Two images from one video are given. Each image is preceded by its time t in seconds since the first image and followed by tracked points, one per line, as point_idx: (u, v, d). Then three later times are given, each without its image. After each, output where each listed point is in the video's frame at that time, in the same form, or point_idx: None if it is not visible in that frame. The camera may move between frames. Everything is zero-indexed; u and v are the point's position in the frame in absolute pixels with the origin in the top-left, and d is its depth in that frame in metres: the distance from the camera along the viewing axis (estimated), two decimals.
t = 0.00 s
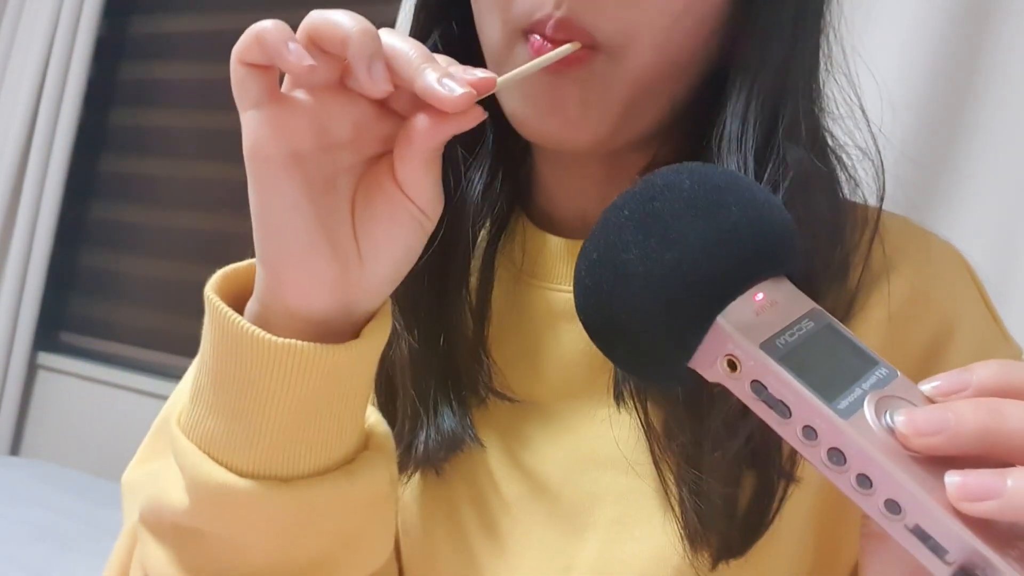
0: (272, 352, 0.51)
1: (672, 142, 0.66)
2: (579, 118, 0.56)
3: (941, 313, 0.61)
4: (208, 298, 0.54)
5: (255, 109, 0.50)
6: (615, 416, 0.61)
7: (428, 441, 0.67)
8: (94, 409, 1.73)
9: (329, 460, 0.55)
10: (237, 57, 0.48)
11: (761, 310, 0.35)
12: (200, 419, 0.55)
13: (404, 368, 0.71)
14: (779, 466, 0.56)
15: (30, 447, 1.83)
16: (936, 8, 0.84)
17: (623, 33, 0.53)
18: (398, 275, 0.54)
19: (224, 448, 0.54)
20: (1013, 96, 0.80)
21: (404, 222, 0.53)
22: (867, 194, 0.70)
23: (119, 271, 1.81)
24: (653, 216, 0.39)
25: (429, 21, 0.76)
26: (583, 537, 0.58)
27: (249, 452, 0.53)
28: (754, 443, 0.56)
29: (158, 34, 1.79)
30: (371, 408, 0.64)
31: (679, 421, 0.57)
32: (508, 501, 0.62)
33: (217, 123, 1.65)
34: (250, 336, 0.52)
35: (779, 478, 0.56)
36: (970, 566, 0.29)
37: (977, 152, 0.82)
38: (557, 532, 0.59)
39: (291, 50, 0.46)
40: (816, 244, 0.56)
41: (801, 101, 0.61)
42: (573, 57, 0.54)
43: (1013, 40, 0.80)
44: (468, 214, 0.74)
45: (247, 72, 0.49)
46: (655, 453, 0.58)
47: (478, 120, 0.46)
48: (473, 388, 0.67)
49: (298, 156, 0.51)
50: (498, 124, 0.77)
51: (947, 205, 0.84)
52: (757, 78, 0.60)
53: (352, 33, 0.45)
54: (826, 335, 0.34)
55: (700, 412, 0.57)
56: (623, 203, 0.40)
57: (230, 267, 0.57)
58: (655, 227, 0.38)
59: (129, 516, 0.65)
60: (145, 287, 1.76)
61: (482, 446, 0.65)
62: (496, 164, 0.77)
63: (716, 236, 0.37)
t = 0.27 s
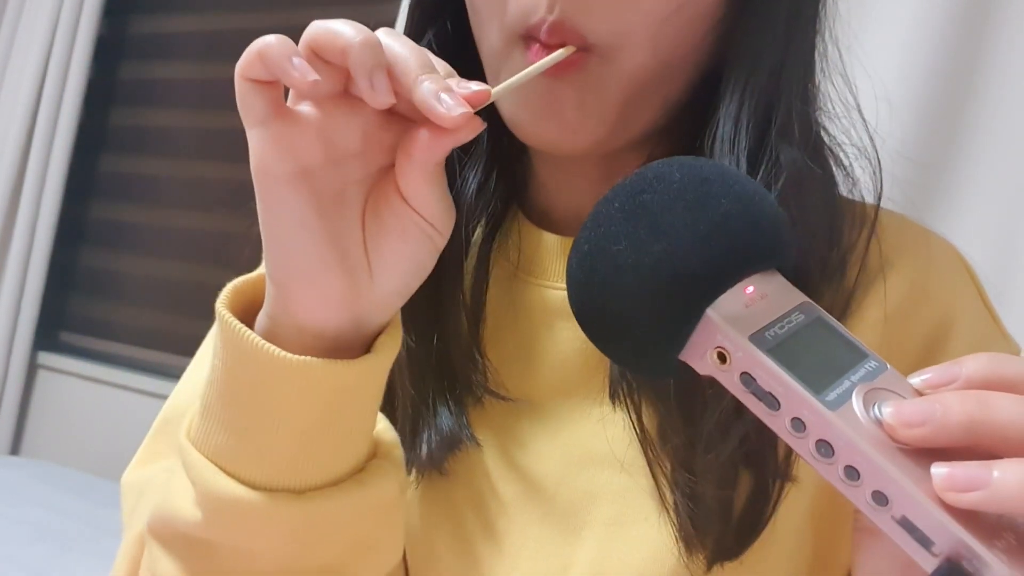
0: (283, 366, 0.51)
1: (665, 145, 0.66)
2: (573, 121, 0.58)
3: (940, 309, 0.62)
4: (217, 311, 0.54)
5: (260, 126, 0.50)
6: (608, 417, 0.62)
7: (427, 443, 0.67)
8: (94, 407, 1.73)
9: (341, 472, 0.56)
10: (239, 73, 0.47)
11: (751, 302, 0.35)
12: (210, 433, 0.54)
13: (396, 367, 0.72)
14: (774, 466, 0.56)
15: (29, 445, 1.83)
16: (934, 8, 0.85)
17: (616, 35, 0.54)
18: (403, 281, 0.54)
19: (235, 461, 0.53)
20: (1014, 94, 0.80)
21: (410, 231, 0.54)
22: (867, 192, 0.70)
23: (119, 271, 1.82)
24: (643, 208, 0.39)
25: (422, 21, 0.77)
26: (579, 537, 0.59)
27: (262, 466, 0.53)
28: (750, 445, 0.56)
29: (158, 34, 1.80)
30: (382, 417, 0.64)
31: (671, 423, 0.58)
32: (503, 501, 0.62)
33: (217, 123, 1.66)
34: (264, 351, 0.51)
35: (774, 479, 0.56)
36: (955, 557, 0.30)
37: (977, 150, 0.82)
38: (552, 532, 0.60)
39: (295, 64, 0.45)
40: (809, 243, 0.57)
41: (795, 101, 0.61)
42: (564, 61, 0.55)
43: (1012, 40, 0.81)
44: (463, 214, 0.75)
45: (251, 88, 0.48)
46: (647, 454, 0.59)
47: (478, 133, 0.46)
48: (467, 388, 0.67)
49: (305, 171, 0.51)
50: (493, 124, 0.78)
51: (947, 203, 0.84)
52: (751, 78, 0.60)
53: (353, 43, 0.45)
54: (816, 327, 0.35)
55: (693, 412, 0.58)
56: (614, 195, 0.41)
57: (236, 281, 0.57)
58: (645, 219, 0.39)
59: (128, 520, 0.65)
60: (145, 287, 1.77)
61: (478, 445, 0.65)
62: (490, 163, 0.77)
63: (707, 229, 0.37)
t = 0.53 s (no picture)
0: (276, 368, 0.51)
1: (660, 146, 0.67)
2: (568, 122, 0.58)
3: (940, 309, 0.62)
4: (211, 313, 0.54)
5: (248, 128, 0.50)
6: (604, 419, 0.62)
7: (426, 443, 0.67)
8: (95, 407, 1.73)
9: (335, 471, 0.55)
10: (226, 74, 0.48)
11: (747, 298, 0.35)
12: (205, 434, 0.54)
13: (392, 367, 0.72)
14: (770, 465, 0.56)
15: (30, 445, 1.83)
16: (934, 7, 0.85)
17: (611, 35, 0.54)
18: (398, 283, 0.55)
19: (229, 463, 0.53)
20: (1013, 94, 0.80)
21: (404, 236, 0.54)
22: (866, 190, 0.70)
23: (119, 272, 1.82)
24: (640, 203, 0.39)
25: (418, 21, 0.77)
26: (577, 538, 0.59)
27: (256, 468, 0.53)
28: (745, 448, 0.56)
29: (158, 35, 1.80)
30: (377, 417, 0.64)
31: (666, 428, 0.58)
32: (501, 501, 0.63)
33: (216, 123, 1.66)
34: (259, 353, 0.51)
35: (769, 481, 0.56)
36: (946, 556, 0.30)
37: (978, 149, 0.82)
38: (550, 534, 0.60)
39: (278, 62, 0.45)
40: (803, 243, 0.57)
41: (789, 100, 0.61)
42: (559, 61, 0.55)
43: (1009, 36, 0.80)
44: (458, 213, 0.75)
45: (240, 90, 0.49)
46: (642, 458, 0.59)
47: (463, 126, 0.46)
48: (466, 387, 0.67)
49: (297, 171, 0.52)
50: (489, 122, 0.78)
51: (947, 202, 0.84)
52: (744, 78, 0.61)
53: (339, 41, 0.45)
54: (812, 323, 0.35)
55: (687, 415, 0.58)
56: (611, 189, 0.40)
57: (233, 282, 0.57)
58: (642, 213, 0.38)
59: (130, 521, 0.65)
60: (146, 287, 1.77)
61: (475, 445, 0.65)
62: (487, 162, 0.77)
63: (704, 224, 0.37)
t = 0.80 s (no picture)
0: (236, 377, 0.51)
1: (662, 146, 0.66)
2: (565, 129, 0.58)
3: (942, 308, 0.62)
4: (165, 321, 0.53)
5: (194, 129, 0.49)
6: (605, 419, 0.62)
7: (418, 443, 0.67)
8: (96, 408, 1.74)
9: (305, 472, 0.57)
10: (171, 79, 0.47)
11: (739, 301, 0.35)
12: (172, 441, 0.54)
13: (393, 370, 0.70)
14: (772, 470, 0.56)
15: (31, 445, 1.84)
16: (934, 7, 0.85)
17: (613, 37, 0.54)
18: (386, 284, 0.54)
19: (193, 466, 0.54)
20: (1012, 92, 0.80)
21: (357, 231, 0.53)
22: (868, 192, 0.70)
23: (120, 272, 1.83)
24: (631, 204, 0.39)
25: (421, 19, 0.76)
26: (577, 538, 0.59)
27: (222, 472, 0.54)
28: (747, 451, 0.56)
29: (159, 36, 1.80)
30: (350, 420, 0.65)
31: (668, 429, 0.58)
32: (501, 501, 0.63)
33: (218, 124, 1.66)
34: (212, 362, 0.51)
35: (771, 485, 0.56)
36: (937, 559, 0.30)
37: (979, 145, 0.82)
38: (551, 534, 0.60)
39: (214, 64, 0.44)
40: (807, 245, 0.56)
41: (795, 100, 0.61)
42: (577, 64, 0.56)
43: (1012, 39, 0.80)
44: (459, 213, 0.74)
45: (184, 95, 0.48)
46: (644, 460, 0.58)
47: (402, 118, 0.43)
48: (466, 388, 0.67)
49: (240, 172, 0.50)
50: (489, 122, 0.78)
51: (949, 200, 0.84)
52: (750, 78, 0.60)
53: (270, 37, 0.43)
54: (804, 326, 0.35)
55: (690, 416, 0.57)
56: (602, 191, 0.40)
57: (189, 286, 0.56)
58: (633, 215, 0.38)
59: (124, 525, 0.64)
60: (146, 287, 1.77)
61: (474, 448, 0.66)
62: (487, 162, 0.76)
63: (694, 226, 0.37)
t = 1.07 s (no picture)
0: (192, 391, 0.51)
1: (668, 147, 0.66)
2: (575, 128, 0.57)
3: (945, 311, 0.62)
4: (120, 330, 0.53)
5: (137, 136, 0.48)
6: (610, 419, 0.62)
7: (417, 442, 0.66)
8: (96, 408, 1.74)
9: (269, 477, 0.58)
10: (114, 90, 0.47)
11: (749, 304, 0.35)
12: (138, 447, 0.55)
13: (393, 369, 0.70)
14: (777, 472, 0.56)
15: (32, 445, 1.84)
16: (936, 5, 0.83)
17: (621, 40, 0.54)
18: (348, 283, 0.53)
19: (162, 473, 0.55)
20: (1014, 93, 0.78)
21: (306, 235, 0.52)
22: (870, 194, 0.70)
23: (120, 272, 1.82)
24: (640, 208, 0.39)
25: (423, 23, 0.76)
26: (581, 539, 0.59)
27: (189, 478, 0.55)
28: (751, 454, 0.56)
29: (159, 36, 1.80)
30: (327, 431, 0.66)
31: (673, 430, 0.57)
32: (505, 502, 0.63)
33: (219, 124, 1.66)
34: (166, 373, 0.51)
35: (775, 485, 0.56)
36: (948, 563, 0.30)
37: (981, 148, 0.80)
38: (555, 535, 0.60)
39: (150, 71, 0.44)
40: (813, 248, 0.57)
41: (801, 103, 0.61)
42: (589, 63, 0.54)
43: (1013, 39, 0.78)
44: (464, 214, 0.73)
45: (125, 103, 0.48)
46: (650, 461, 0.59)
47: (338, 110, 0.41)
48: (469, 390, 0.67)
49: (183, 177, 0.49)
50: (494, 122, 0.77)
51: (949, 203, 0.83)
52: (756, 81, 0.60)
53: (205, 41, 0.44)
54: (814, 329, 0.34)
55: (696, 417, 0.57)
56: (612, 195, 0.40)
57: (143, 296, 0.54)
58: (642, 219, 0.38)
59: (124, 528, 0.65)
60: (146, 288, 1.77)
61: (476, 448, 0.66)
62: (491, 163, 0.76)
63: (704, 229, 0.37)
